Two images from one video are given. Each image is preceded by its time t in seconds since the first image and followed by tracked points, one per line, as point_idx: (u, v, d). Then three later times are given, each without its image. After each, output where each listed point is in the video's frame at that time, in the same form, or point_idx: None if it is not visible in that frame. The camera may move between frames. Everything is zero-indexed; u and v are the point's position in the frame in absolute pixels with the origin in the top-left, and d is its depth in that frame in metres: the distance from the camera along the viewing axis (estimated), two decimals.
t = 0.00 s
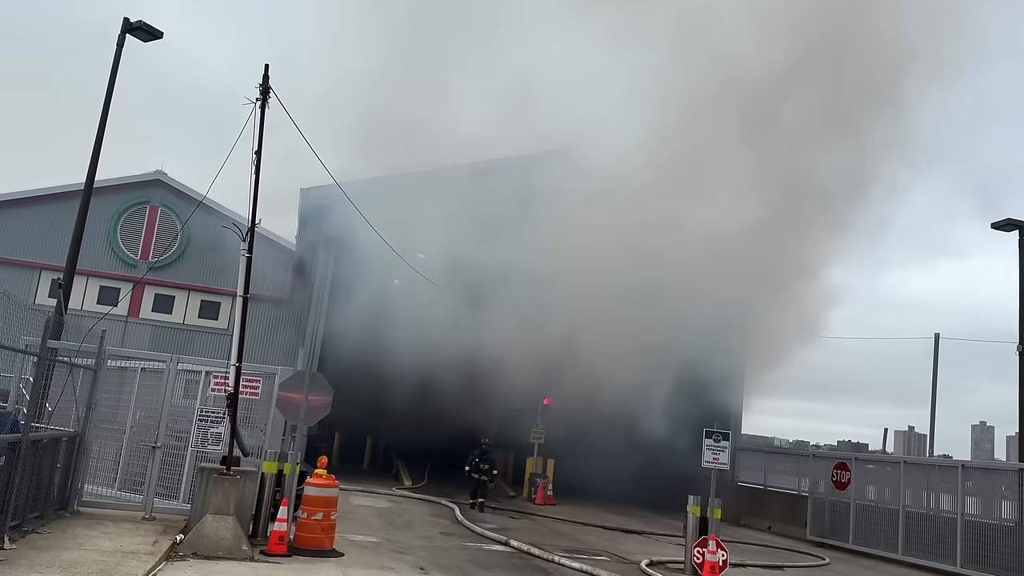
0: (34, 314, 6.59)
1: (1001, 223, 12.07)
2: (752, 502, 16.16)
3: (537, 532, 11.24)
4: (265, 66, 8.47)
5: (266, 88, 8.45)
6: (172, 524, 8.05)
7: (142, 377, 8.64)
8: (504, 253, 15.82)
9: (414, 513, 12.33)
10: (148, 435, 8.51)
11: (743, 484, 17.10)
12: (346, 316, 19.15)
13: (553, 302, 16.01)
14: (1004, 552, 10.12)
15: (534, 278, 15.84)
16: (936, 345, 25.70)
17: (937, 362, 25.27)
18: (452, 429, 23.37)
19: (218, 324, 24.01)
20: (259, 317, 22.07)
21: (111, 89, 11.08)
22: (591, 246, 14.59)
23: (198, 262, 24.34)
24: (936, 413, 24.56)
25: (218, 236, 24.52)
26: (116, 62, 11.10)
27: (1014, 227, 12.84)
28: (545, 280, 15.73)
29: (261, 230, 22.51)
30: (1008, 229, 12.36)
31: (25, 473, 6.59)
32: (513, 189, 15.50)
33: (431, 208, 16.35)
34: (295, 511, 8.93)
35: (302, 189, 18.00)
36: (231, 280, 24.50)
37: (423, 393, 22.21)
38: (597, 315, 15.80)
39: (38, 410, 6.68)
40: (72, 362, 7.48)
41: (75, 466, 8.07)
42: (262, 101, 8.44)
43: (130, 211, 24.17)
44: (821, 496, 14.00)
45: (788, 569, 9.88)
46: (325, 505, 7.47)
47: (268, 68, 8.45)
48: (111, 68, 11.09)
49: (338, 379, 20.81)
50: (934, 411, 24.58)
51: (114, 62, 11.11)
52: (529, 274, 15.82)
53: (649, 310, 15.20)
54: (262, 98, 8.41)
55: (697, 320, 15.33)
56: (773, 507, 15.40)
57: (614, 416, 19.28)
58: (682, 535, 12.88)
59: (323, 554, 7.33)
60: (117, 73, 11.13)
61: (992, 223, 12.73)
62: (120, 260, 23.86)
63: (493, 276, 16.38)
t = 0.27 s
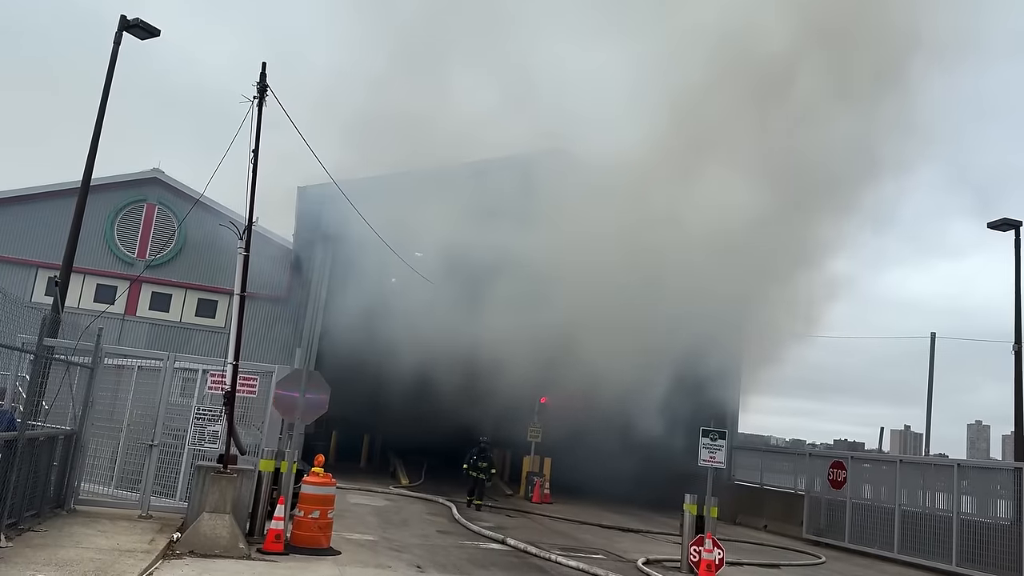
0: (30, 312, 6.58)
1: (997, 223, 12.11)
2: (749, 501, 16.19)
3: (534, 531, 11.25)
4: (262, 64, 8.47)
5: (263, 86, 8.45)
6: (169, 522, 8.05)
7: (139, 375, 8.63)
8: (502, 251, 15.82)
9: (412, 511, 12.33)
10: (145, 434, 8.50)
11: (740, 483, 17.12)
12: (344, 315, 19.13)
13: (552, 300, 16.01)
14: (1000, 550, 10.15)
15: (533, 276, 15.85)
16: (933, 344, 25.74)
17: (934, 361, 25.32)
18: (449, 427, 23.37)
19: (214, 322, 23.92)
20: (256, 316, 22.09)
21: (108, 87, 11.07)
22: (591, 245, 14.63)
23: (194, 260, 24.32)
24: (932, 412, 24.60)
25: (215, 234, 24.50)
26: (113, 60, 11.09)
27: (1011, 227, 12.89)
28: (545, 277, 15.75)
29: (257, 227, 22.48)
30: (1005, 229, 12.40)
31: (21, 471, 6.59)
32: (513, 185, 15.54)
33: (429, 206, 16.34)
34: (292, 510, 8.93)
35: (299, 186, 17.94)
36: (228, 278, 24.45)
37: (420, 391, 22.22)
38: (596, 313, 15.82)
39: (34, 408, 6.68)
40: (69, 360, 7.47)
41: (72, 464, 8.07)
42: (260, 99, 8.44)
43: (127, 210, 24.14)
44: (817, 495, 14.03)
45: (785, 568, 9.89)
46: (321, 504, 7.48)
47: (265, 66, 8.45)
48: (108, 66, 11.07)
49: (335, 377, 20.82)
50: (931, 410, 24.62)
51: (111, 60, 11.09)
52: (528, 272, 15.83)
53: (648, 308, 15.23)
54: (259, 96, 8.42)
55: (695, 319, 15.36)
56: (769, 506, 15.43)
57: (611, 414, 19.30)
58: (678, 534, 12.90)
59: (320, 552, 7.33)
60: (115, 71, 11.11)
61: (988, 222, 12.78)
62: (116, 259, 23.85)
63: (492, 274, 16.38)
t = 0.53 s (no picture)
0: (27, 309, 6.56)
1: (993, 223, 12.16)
2: (746, 499, 16.22)
3: (531, 529, 11.26)
4: (259, 62, 8.45)
5: (260, 84, 8.43)
6: (166, 520, 8.05)
7: (136, 373, 8.62)
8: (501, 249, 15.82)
9: (409, 509, 12.33)
10: (141, 432, 8.50)
11: (737, 481, 17.15)
12: (341, 313, 19.11)
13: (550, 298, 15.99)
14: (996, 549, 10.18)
15: (532, 274, 15.84)
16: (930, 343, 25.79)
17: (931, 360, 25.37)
18: (446, 425, 23.38)
19: (212, 320, 23.96)
20: (253, 314, 22.06)
21: (105, 84, 11.04)
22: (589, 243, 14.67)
23: (192, 258, 24.28)
24: (929, 411, 24.65)
25: (212, 232, 24.46)
26: (110, 57, 11.06)
27: (1007, 226, 12.90)
28: (544, 275, 15.75)
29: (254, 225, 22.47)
30: (1002, 228, 12.43)
31: (18, 468, 6.59)
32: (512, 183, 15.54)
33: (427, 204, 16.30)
34: (289, 508, 8.92)
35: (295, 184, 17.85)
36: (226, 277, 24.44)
37: (417, 390, 22.22)
38: (594, 311, 15.83)
39: (30, 406, 6.67)
40: (65, 358, 7.45)
41: (69, 461, 8.06)
42: (257, 97, 8.43)
43: (124, 207, 24.09)
44: (813, 493, 14.05)
45: (781, 566, 9.91)
46: (319, 502, 7.48)
47: (262, 64, 8.44)
48: (105, 63, 11.04)
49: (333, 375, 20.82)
50: (928, 409, 24.67)
51: (108, 57, 11.06)
52: (527, 270, 15.83)
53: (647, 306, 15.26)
54: (256, 94, 8.40)
55: (692, 318, 15.39)
56: (766, 504, 15.47)
57: (608, 413, 19.30)
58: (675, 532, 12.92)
59: (317, 550, 7.33)
60: (112, 68, 11.08)
61: (986, 221, 12.81)
62: (114, 256, 23.81)
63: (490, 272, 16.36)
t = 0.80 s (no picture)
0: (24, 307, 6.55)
1: (990, 221, 12.19)
2: (743, 497, 16.24)
3: (528, 527, 11.26)
4: (257, 59, 8.43)
5: (258, 81, 8.41)
6: (163, 518, 8.04)
7: (133, 370, 8.60)
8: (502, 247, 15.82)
9: (406, 507, 12.33)
10: (138, 429, 8.48)
11: (734, 478, 17.17)
12: (339, 310, 19.08)
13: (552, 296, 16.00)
14: (993, 546, 10.20)
15: (532, 273, 15.82)
16: (926, 341, 25.84)
17: (927, 358, 25.42)
18: (444, 422, 23.38)
19: (209, 318, 24.02)
20: (251, 312, 22.05)
21: (102, 81, 11.02)
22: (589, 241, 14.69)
23: (190, 255, 24.25)
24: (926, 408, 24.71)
25: (210, 230, 24.42)
26: (106, 53, 11.03)
27: (1004, 223, 12.92)
28: (544, 273, 15.72)
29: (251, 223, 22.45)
30: (999, 227, 12.45)
31: (14, 466, 6.58)
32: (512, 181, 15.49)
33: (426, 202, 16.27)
34: (287, 505, 8.91)
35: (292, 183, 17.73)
36: (223, 274, 24.44)
37: (415, 388, 22.21)
38: (596, 308, 15.85)
39: (27, 404, 6.66)
40: (62, 356, 7.44)
41: (66, 459, 8.05)
42: (255, 94, 8.41)
43: (121, 204, 24.06)
44: (811, 491, 14.07)
45: (779, 564, 9.92)
46: (316, 499, 7.48)
47: (260, 61, 8.43)
48: (102, 60, 11.01)
49: (331, 373, 20.81)
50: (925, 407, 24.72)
51: (105, 53, 11.03)
52: (527, 268, 15.81)
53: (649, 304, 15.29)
54: (253, 91, 8.38)
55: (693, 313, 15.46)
56: (763, 502, 15.49)
57: (606, 411, 19.31)
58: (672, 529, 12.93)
59: (314, 548, 7.33)
60: (108, 64, 11.05)
61: (983, 220, 12.83)
62: (111, 254, 23.79)
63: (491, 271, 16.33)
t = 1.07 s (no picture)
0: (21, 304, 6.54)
1: (988, 218, 12.20)
2: (741, 494, 16.26)
3: (526, 524, 11.25)
4: (255, 56, 8.42)
5: (255, 79, 8.40)
6: (161, 515, 8.02)
7: (130, 368, 8.58)
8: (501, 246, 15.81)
9: (403, 505, 12.30)
10: (136, 427, 8.46)
11: (732, 476, 17.18)
12: (337, 308, 19.05)
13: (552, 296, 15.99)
14: (990, 543, 10.22)
15: (530, 272, 15.80)
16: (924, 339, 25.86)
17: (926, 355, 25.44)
18: (442, 420, 23.36)
19: (207, 315, 23.85)
20: (248, 309, 22.03)
21: (99, 78, 10.99)
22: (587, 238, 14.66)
23: (187, 253, 24.21)
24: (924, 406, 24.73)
25: (208, 227, 24.39)
26: (104, 50, 11.01)
27: (1003, 221, 12.93)
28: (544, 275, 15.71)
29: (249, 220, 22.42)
30: (997, 224, 12.47)
31: (12, 463, 6.56)
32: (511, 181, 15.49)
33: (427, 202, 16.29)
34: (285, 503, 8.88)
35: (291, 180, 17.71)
36: (221, 272, 24.41)
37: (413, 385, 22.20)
38: (595, 309, 15.86)
39: (25, 401, 6.65)
40: (60, 353, 7.42)
41: (63, 456, 8.03)
42: (252, 91, 8.40)
43: (119, 202, 24.06)
44: (808, 488, 14.09)
45: (776, 561, 9.93)
46: (314, 497, 7.47)
47: (257, 58, 8.41)
48: (99, 57, 10.99)
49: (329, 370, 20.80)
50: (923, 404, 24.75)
51: (102, 50, 11.01)
52: (524, 265, 15.77)
53: (649, 301, 15.30)
54: (251, 89, 8.37)
55: (692, 311, 15.50)
56: (761, 500, 15.51)
57: (604, 409, 19.30)
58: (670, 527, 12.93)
59: (312, 545, 7.32)
60: (106, 62, 11.03)
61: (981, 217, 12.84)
62: (108, 252, 23.76)
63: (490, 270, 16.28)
